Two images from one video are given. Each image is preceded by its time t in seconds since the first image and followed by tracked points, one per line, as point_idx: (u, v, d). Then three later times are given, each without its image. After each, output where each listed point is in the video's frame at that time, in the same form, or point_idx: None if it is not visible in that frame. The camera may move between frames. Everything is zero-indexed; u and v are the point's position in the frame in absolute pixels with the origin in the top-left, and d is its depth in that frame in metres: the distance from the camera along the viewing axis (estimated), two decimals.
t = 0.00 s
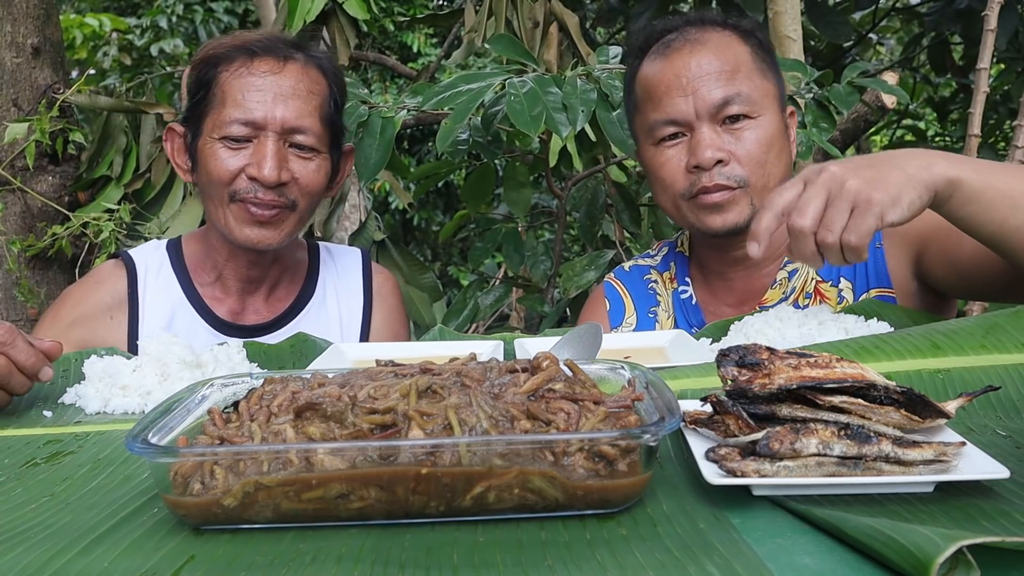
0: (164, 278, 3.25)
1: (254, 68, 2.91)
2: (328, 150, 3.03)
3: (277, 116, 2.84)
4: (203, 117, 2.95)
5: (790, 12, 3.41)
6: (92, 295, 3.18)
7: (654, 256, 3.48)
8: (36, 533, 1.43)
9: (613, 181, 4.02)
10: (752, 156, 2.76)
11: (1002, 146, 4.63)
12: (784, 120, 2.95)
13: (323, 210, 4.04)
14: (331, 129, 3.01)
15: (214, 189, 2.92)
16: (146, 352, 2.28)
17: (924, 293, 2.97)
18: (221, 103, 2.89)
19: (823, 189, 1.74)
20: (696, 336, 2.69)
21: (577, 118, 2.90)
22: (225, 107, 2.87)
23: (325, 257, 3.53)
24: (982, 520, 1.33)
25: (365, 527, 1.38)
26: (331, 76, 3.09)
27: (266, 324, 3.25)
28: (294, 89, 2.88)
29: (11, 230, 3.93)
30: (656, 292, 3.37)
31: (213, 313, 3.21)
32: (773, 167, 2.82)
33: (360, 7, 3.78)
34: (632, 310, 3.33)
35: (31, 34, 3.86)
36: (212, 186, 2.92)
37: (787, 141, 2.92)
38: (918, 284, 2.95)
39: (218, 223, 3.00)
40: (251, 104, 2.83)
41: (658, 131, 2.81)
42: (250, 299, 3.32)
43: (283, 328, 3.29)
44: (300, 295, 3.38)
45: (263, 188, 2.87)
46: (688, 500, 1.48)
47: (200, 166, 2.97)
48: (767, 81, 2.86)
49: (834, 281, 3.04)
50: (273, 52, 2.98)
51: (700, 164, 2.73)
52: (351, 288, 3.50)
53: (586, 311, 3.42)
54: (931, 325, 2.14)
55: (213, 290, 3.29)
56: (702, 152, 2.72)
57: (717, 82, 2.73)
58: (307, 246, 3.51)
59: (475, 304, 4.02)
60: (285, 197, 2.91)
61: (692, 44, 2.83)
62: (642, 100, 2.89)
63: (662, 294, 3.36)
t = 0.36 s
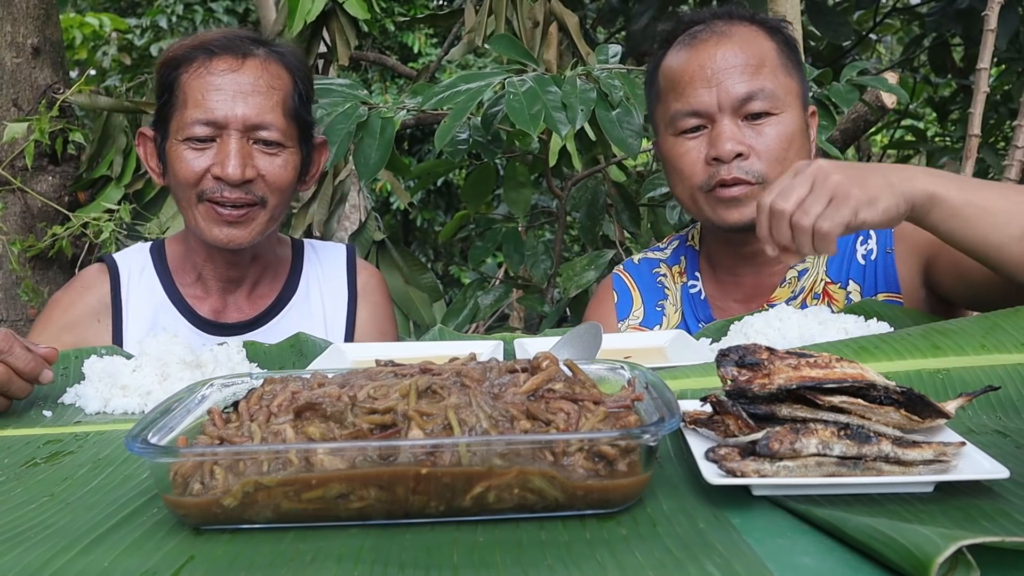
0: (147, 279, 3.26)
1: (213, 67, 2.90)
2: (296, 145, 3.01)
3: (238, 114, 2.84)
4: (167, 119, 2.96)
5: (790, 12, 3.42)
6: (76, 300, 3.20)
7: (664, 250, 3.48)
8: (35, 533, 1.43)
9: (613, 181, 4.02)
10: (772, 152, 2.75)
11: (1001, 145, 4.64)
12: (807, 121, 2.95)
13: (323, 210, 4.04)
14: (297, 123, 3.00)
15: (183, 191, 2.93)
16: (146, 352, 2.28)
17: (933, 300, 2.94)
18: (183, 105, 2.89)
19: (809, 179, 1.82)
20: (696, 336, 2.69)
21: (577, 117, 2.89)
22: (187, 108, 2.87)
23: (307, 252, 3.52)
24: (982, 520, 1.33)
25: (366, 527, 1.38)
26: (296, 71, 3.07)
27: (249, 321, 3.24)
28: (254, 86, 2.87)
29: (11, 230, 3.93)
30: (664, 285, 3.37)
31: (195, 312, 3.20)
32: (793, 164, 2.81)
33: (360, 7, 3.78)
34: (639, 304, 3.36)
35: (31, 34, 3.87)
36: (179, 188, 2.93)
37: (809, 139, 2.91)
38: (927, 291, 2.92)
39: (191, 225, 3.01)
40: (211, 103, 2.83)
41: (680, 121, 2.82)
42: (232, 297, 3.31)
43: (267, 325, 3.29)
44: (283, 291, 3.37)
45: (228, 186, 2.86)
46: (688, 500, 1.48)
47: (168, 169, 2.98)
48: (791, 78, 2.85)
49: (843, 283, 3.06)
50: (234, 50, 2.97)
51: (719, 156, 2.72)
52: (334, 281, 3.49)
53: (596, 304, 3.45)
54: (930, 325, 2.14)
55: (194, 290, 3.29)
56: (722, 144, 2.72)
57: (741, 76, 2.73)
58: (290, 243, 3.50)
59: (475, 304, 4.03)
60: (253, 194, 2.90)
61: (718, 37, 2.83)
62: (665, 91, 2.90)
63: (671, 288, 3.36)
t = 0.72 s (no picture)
0: (144, 278, 3.25)
1: (197, 68, 2.90)
2: (283, 145, 3.00)
3: (221, 116, 2.83)
4: (155, 121, 2.96)
5: (790, 12, 3.42)
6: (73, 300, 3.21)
7: (671, 250, 3.47)
8: (35, 533, 1.43)
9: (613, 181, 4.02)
10: (775, 149, 2.75)
11: (1001, 146, 4.64)
12: (811, 119, 2.96)
13: (323, 210, 4.04)
14: (283, 123, 2.99)
15: (171, 193, 2.94)
16: (146, 352, 2.29)
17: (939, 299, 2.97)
18: (168, 107, 2.89)
19: (836, 174, 1.92)
20: (696, 336, 2.69)
21: (578, 118, 2.90)
22: (172, 110, 2.87)
23: (304, 251, 3.52)
24: (982, 520, 1.33)
25: (366, 527, 1.38)
26: (283, 71, 3.06)
27: (245, 319, 3.24)
28: (237, 88, 2.86)
29: (11, 230, 3.94)
30: (671, 287, 3.38)
31: (192, 311, 3.19)
32: (796, 162, 2.81)
33: (360, 7, 3.78)
34: (646, 305, 3.35)
35: (31, 34, 3.86)
36: (167, 190, 2.94)
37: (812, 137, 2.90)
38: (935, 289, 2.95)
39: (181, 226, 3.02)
40: (194, 105, 2.82)
41: (682, 120, 2.82)
42: (227, 295, 3.31)
43: (264, 323, 3.29)
44: (280, 289, 3.37)
45: (213, 189, 2.86)
46: (688, 500, 1.48)
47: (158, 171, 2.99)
48: (794, 76, 2.85)
49: (851, 280, 3.04)
50: (219, 51, 2.96)
51: (721, 154, 2.73)
52: (333, 280, 3.49)
53: (602, 307, 3.45)
54: (930, 325, 2.14)
55: (190, 289, 3.28)
56: (724, 142, 2.72)
57: (742, 75, 2.73)
58: (287, 241, 3.50)
59: (475, 304, 4.03)
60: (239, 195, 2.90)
61: (720, 36, 2.83)
62: (669, 90, 2.90)
63: (678, 289, 3.37)
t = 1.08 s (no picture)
0: (148, 277, 3.25)
1: (211, 67, 2.90)
2: (294, 146, 3.01)
3: (234, 115, 2.84)
4: (166, 119, 2.96)
5: (790, 12, 3.42)
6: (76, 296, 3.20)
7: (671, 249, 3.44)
8: (35, 534, 1.43)
9: (613, 181, 4.02)
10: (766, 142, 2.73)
11: (1001, 146, 4.64)
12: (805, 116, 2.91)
13: (323, 210, 4.05)
14: (294, 124, 3.00)
15: (180, 191, 2.93)
16: (146, 352, 2.29)
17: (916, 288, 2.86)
18: (180, 105, 2.89)
19: (714, 191, 1.53)
20: (696, 335, 2.69)
21: (578, 118, 2.90)
22: (185, 109, 2.87)
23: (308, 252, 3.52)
24: (982, 521, 1.33)
25: (366, 527, 1.38)
26: (295, 71, 3.07)
27: (248, 318, 3.24)
28: (251, 87, 2.87)
29: (11, 230, 3.94)
30: (672, 285, 3.38)
31: (196, 309, 3.20)
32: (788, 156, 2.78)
33: (360, 7, 3.78)
34: (648, 305, 3.43)
35: (31, 34, 3.86)
36: (177, 188, 2.93)
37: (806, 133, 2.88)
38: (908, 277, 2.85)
39: (190, 225, 3.02)
40: (208, 104, 2.83)
41: (676, 115, 2.83)
42: (232, 294, 3.32)
43: (267, 323, 3.29)
44: (283, 289, 3.37)
45: (225, 188, 2.86)
46: (688, 500, 1.48)
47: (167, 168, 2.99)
48: (786, 72, 2.83)
49: (837, 273, 3.03)
50: (232, 50, 2.97)
51: (712, 147, 2.72)
52: (337, 281, 3.49)
53: (608, 304, 3.56)
54: (930, 325, 2.14)
55: (195, 287, 3.29)
56: (715, 136, 2.72)
57: (734, 69, 2.74)
58: (291, 241, 3.50)
59: (475, 304, 4.03)
60: (250, 195, 2.91)
61: (713, 33, 2.84)
62: (664, 88, 2.92)
63: (678, 288, 3.37)
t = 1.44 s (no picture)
0: (154, 277, 3.25)
1: (233, 64, 2.91)
2: (312, 146, 3.01)
3: (257, 112, 2.84)
4: (184, 116, 2.94)
5: (790, 11, 3.42)
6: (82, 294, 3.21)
7: (643, 256, 3.47)
8: (35, 534, 1.42)
9: (613, 181, 4.02)
10: (734, 145, 2.75)
11: (1001, 146, 4.64)
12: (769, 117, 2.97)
13: (323, 210, 4.05)
14: (313, 123, 3.00)
15: (198, 189, 2.90)
16: (146, 352, 2.29)
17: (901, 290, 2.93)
18: (200, 101, 2.88)
19: (758, 214, 1.80)
20: (696, 336, 2.69)
21: (577, 118, 2.90)
22: (206, 105, 2.86)
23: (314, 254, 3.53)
24: (982, 520, 1.33)
25: (366, 527, 1.38)
26: (312, 72, 3.09)
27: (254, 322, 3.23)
28: (273, 84, 2.88)
29: (11, 231, 3.94)
30: (645, 292, 3.38)
31: (203, 311, 3.20)
32: (755, 159, 2.80)
33: (360, 7, 3.77)
34: (621, 312, 3.36)
35: (31, 34, 3.86)
36: (195, 185, 2.91)
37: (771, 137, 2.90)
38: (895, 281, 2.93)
39: (205, 223, 2.98)
40: (231, 100, 2.83)
41: (642, 122, 2.81)
42: (239, 296, 3.31)
43: (273, 326, 3.28)
44: (288, 294, 3.36)
45: (246, 185, 2.84)
46: (688, 500, 1.48)
47: (183, 166, 2.96)
48: (749, 77, 2.87)
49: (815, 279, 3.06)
50: (253, 48, 2.97)
51: (681, 152, 2.72)
52: (342, 283, 3.49)
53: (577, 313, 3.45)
54: (930, 325, 2.14)
55: (202, 289, 3.28)
56: (684, 140, 2.72)
57: (699, 74, 2.75)
58: (296, 243, 3.50)
59: (475, 304, 4.03)
60: (269, 193, 2.89)
61: (676, 40, 2.86)
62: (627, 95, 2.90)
63: (651, 294, 3.37)
